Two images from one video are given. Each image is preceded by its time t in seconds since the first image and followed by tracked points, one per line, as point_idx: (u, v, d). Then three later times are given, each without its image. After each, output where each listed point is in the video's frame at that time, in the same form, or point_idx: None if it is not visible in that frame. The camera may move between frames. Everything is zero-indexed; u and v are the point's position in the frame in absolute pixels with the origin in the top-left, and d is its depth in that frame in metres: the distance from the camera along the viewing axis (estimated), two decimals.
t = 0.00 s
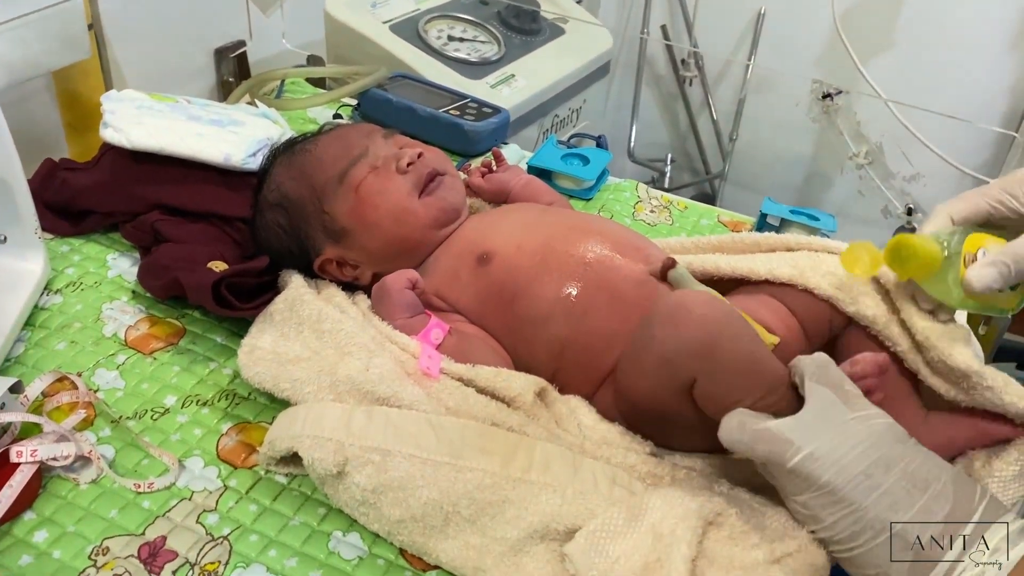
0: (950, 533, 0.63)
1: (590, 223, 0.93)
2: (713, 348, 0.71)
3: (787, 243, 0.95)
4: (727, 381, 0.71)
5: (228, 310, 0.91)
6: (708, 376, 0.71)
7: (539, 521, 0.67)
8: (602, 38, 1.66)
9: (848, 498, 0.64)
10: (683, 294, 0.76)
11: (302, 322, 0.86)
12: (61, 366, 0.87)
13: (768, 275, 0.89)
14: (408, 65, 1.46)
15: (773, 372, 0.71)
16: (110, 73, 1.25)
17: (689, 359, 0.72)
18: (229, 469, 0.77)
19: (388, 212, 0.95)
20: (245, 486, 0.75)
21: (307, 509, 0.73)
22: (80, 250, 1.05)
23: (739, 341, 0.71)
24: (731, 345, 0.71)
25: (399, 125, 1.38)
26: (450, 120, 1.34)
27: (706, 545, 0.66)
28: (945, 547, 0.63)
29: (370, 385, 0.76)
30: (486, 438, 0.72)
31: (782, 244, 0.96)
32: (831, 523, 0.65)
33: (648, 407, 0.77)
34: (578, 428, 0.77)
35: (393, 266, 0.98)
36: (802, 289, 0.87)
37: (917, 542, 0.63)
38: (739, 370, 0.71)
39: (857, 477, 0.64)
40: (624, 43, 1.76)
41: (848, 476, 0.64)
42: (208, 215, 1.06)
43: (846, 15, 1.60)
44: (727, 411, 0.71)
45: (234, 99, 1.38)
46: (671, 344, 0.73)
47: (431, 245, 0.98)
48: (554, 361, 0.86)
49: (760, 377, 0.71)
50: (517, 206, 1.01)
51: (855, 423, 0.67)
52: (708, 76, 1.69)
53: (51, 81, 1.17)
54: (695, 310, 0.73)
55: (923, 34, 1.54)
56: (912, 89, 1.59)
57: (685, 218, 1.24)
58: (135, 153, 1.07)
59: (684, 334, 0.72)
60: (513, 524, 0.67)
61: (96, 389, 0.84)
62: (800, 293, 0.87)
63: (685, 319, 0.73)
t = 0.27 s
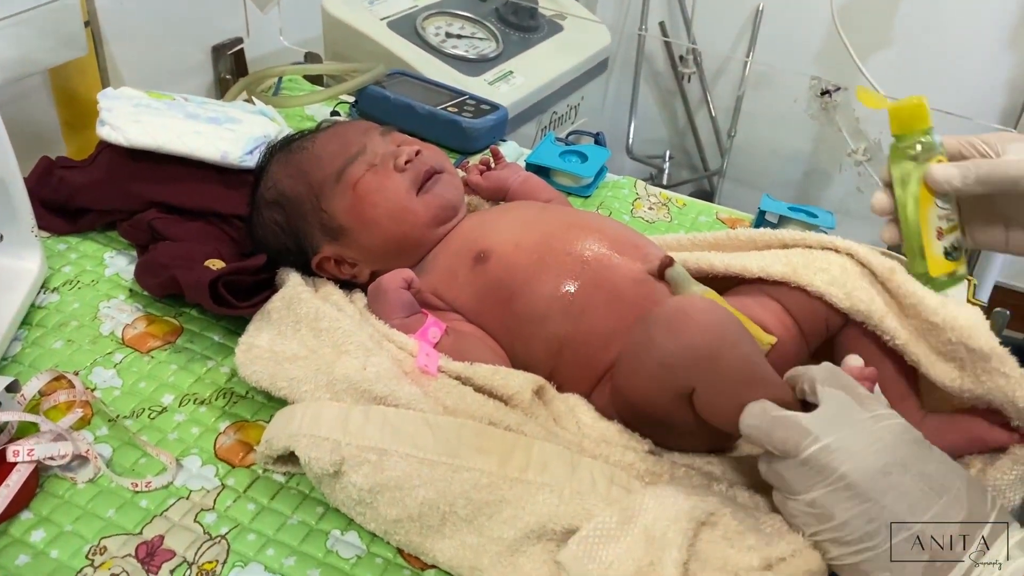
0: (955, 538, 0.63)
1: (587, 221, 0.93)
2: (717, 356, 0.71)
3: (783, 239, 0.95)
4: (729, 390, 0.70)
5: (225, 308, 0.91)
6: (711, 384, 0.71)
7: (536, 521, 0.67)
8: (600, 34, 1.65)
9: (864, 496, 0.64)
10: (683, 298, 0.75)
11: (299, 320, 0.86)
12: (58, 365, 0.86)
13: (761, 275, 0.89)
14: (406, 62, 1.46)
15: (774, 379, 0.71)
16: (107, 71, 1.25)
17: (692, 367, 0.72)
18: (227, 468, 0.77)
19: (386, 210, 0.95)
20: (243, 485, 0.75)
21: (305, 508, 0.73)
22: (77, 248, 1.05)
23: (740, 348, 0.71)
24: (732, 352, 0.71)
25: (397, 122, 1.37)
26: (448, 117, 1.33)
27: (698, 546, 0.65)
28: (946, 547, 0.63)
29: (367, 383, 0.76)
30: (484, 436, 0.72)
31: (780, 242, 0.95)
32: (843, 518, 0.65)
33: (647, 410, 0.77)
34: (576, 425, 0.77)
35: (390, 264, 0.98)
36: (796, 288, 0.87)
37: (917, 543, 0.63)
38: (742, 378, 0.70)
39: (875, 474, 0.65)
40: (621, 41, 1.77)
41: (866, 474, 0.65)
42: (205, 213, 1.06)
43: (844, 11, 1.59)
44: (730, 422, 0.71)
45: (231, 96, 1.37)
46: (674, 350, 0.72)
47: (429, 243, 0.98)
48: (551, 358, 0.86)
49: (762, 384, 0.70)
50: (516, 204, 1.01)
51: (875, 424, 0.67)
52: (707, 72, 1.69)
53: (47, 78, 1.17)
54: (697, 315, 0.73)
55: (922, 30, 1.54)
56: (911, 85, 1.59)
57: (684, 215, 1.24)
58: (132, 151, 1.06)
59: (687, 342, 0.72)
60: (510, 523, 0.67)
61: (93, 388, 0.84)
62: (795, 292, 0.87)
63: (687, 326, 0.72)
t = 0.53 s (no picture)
0: (960, 539, 0.63)
1: (589, 221, 0.93)
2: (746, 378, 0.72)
3: (783, 238, 0.94)
4: (760, 413, 0.72)
5: (226, 307, 0.91)
6: (741, 405, 0.72)
7: (537, 520, 0.67)
8: (599, 32, 1.65)
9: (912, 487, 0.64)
10: (713, 315, 0.76)
11: (300, 319, 0.86)
12: (59, 364, 0.87)
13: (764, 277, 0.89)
14: (405, 60, 1.46)
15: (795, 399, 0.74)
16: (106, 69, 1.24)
17: (725, 388, 0.72)
18: (228, 466, 0.77)
19: (388, 210, 0.95)
20: (244, 483, 0.75)
21: (306, 506, 0.73)
22: (77, 247, 1.05)
23: (771, 371, 0.72)
24: (763, 375, 0.72)
25: (396, 120, 1.37)
26: (447, 115, 1.33)
27: (700, 547, 0.65)
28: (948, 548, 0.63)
29: (368, 382, 0.76)
30: (485, 435, 0.72)
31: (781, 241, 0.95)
32: (893, 507, 0.64)
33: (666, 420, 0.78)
34: (577, 423, 0.78)
35: (391, 264, 0.98)
36: (798, 286, 0.87)
37: (917, 543, 0.63)
38: (771, 401, 0.72)
39: (930, 467, 0.65)
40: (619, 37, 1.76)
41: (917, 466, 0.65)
42: (206, 212, 1.06)
43: (842, 9, 1.59)
44: (758, 442, 0.73)
45: (231, 95, 1.37)
46: (708, 370, 0.73)
47: (430, 243, 0.98)
48: (553, 358, 0.86)
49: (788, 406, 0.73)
50: (517, 204, 1.01)
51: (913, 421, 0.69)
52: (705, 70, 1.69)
53: (46, 77, 1.17)
54: (731, 336, 0.73)
55: (920, 27, 1.54)
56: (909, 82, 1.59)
57: (684, 213, 1.24)
58: (132, 150, 1.06)
59: (723, 364, 0.72)
60: (511, 521, 0.67)
61: (95, 387, 0.84)
62: (797, 291, 0.87)
63: (723, 348, 0.72)
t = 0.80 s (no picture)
0: (961, 539, 0.63)
1: (586, 220, 0.93)
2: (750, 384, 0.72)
3: (781, 236, 0.94)
4: (764, 422, 0.72)
5: (223, 307, 0.91)
6: (745, 412, 0.72)
7: (534, 519, 0.67)
8: (596, 30, 1.65)
9: (936, 466, 0.66)
10: (720, 322, 0.75)
11: (297, 318, 0.86)
12: (56, 364, 0.86)
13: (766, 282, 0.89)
14: (402, 59, 1.46)
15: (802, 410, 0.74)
16: (102, 68, 1.24)
17: (729, 394, 0.72)
18: (226, 465, 0.77)
19: (385, 209, 0.95)
20: (242, 482, 0.75)
21: (304, 505, 0.73)
22: (74, 246, 1.04)
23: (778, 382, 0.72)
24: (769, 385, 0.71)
25: (393, 119, 1.37)
26: (444, 114, 1.33)
27: (701, 546, 0.65)
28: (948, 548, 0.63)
29: (365, 381, 0.76)
30: (482, 434, 0.72)
31: (777, 240, 0.95)
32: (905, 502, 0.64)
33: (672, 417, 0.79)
34: (574, 421, 0.78)
35: (388, 263, 0.98)
36: (795, 284, 0.87)
37: (917, 543, 0.64)
38: (777, 409, 0.72)
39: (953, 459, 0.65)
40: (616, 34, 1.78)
41: (936, 448, 0.67)
42: (203, 212, 1.06)
43: (840, 6, 1.58)
44: (761, 448, 0.73)
45: (227, 93, 1.37)
46: (712, 377, 0.73)
47: (427, 243, 0.98)
48: (551, 357, 0.86)
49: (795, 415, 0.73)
50: (514, 203, 1.01)
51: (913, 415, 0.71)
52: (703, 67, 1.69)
53: (42, 76, 1.16)
54: (737, 344, 0.73)
55: (916, 24, 1.54)
56: (906, 79, 1.60)
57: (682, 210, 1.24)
58: (129, 149, 1.06)
59: (727, 372, 0.72)
60: (509, 520, 0.67)
61: (92, 386, 0.84)
62: (794, 290, 0.87)
63: (729, 357, 0.72)
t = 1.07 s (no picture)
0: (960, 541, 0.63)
1: (582, 219, 0.93)
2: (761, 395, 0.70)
3: (778, 235, 0.94)
4: (772, 433, 0.71)
5: (219, 306, 0.91)
6: (754, 421, 0.71)
7: (529, 518, 0.67)
8: (593, 29, 1.65)
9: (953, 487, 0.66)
10: (734, 331, 0.74)
11: (293, 317, 0.86)
12: (51, 363, 0.86)
13: (771, 284, 0.88)
14: (398, 57, 1.46)
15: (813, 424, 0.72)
16: (98, 67, 1.24)
17: (739, 401, 0.71)
18: (222, 465, 0.77)
19: (381, 207, 0.95)
20: (237, 482, 0.75)
21: (300, 505, 0.73)
22: (70, 246, 1.04)
23: (790, 395, 0.71)
24: (780, 397, 0.70)
25: (389, 118, 1.37)
26: (440, 113, 1.33)
27: (696, 544, 0.65)
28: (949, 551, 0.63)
29: (360, 381, 0.76)
30: (477, 433, 0.72)
31: (774, 238, 0.95)
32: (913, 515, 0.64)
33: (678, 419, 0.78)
34: (570, 420, 0.78)
35: (384, 262, 0.98)
36: (792, 282, 0.87)
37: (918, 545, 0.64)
38: (786, 420, 0.70)
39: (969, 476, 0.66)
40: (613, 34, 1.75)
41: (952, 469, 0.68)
42: (199, 211, 1.06)
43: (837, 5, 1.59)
44: (768, 458, 0.72)
45: (224, 92, 1.37)
46: (720, 384, 0.72)
47: (423, 241, 0.98)
48: (548, 357, 0.86)
49: (805, 429, 0.71)
50: (510, 202, 1.01)
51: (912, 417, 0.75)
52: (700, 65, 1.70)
53: (38, 75, 1.16)
54: (744, 349, 0.72)
55: (913, 23, 1.55)
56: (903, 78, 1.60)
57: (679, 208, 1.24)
58: (125, 148, 1.06)
59: (739, 379, 0.71)
60: (503, 519, 0.67)
61: (87, 386, 0.84)
62: (791, 289, 0.87)
63: (742, 365, 0.71)
